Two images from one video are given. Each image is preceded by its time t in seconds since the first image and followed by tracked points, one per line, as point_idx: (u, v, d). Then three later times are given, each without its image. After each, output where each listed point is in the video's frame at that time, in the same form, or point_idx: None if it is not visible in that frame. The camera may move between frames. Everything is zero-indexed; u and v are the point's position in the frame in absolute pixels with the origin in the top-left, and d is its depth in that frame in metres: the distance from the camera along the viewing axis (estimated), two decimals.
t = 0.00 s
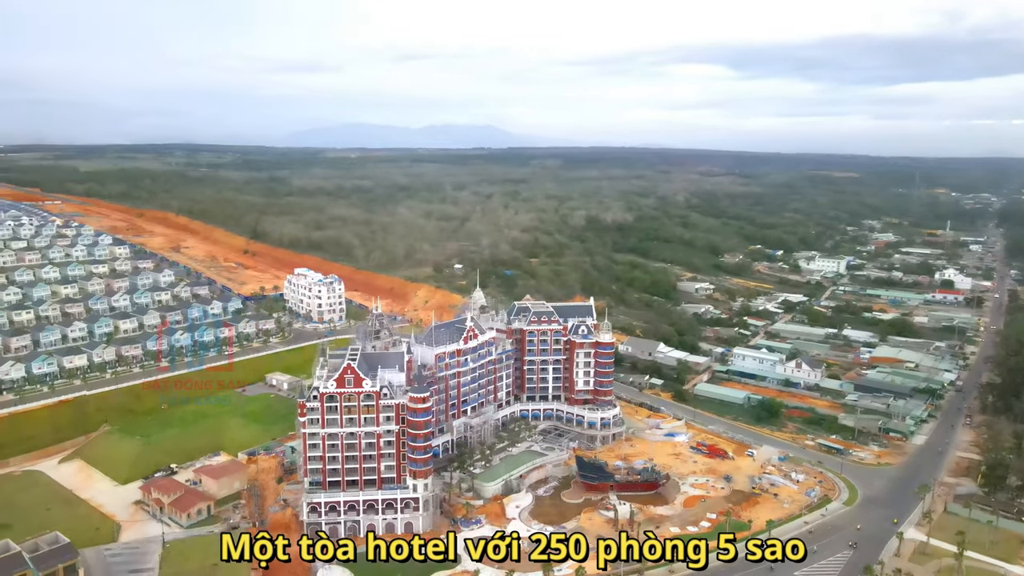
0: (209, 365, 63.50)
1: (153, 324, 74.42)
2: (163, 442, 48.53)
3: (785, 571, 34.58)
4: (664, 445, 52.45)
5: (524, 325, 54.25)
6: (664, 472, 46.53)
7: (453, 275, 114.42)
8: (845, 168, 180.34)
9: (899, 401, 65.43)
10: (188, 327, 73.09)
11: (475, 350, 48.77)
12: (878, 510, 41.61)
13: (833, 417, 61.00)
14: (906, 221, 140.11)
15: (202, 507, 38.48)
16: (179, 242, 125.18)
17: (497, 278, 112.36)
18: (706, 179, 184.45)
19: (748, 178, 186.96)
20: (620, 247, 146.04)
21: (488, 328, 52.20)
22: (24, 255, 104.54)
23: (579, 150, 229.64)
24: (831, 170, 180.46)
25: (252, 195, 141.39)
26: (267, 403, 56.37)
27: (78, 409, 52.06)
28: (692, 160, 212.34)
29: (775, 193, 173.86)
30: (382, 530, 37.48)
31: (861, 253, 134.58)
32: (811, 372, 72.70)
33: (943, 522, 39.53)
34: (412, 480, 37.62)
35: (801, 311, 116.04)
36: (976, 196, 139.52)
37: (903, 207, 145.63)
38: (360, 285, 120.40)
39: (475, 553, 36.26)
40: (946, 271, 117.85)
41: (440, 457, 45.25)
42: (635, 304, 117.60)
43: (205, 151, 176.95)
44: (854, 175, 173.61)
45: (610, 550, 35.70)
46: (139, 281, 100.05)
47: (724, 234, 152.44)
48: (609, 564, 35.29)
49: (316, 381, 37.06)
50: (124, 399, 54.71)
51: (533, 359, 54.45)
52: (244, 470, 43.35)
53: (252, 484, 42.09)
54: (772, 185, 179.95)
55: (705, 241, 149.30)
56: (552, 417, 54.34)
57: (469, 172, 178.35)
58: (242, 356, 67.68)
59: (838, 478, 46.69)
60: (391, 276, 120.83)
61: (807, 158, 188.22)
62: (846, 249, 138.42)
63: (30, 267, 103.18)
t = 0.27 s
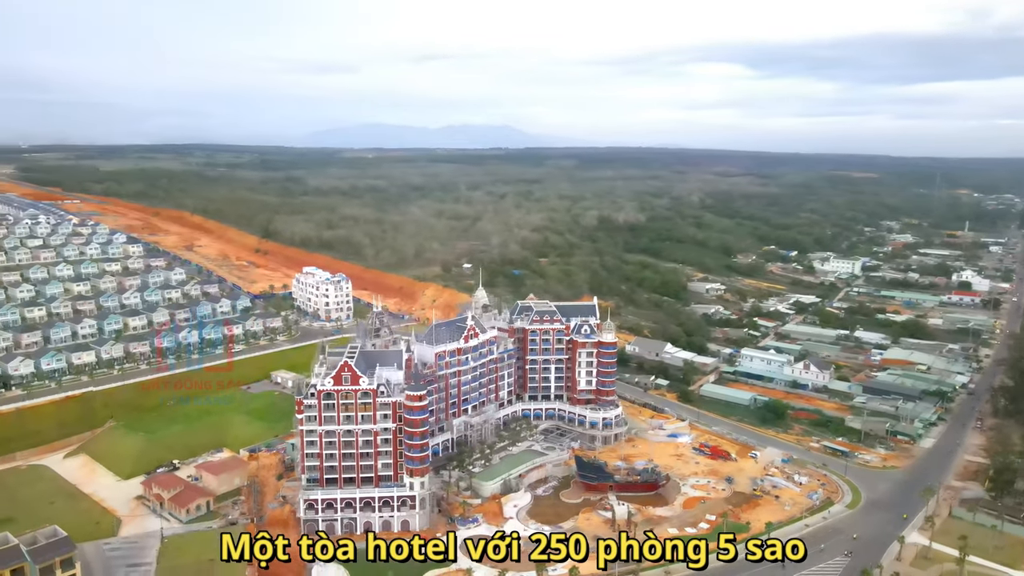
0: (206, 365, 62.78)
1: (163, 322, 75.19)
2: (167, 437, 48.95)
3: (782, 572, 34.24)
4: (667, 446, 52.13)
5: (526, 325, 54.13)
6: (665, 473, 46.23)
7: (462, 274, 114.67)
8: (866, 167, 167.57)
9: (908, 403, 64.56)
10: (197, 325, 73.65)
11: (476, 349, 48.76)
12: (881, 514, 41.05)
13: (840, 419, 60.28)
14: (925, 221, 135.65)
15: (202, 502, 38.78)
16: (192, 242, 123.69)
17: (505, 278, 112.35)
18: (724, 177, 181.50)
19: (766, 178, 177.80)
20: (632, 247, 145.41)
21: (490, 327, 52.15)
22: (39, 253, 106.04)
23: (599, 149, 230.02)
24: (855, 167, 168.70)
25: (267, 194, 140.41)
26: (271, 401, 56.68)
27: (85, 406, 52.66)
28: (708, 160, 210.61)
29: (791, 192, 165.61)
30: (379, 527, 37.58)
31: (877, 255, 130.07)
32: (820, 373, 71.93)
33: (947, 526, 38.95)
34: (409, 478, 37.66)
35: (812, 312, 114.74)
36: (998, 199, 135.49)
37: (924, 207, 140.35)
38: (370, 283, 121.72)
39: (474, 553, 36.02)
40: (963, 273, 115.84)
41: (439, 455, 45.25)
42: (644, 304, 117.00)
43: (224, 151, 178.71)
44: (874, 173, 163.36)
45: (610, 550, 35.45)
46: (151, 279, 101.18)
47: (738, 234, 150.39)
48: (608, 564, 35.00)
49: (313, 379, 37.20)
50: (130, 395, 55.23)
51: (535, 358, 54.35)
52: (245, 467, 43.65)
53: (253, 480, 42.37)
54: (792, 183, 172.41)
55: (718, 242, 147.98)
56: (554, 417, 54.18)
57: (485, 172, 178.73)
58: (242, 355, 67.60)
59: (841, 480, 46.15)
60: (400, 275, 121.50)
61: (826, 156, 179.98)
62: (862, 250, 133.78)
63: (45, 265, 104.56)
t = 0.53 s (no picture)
0: (205, 365, 62.65)
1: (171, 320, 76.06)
2: (170, 434, 49.35)
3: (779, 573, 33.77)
4: (670, 447, 51.78)
5: (529, 325, 54.02)
6: (666, 474, 45.86)
7: (470, 273, 114.82)
8: (888, 169, 169.08)
9: (917, 406, 63.61)
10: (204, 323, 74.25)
11: (477, 348, 48.76)
12: (884, 518, 40.37)
13: (847, 422, 59.49)
14: (945, 223, 132.72)
15: (202, 498, 39.06)
16: (206, 241, 127.37)
17: (512, 278, 112.48)
18: (740, 178, 178.86)
19: (784, 180, 175.15)
20: (643, 248, 144.73)
21: (492, 326, 52.12)
22: (54, 250, 107.62)
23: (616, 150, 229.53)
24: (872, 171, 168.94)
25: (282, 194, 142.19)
26: (274, 398, 57.02)
27: (92, 401, 53.25)
28: (726, 161, 208.99)
29: (808, 194, 164.87)
30: (375, 525, 37.62)
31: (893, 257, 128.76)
32: (829, 375, 71.02)
33: (951, 531, 38.24)
34: (405, 476, 37.70)
35: (824, 314, 113.38)
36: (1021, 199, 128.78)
37: (944, 208, 137.47)
38: (378, 283, 121.54)
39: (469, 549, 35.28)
40: (981, 275, 111.72)
41: (439, 454, 45.25)
42: (653, 304, 116.34)
43: (243, 151, 180.50)
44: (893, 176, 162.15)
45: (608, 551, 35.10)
46: (162, 278, 102.31)
47: (753, 235, 148.81)
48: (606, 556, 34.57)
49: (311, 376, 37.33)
50: (136, 391, 55.77)
51: (537, 358, 54.20)
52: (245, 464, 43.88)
53: (253, 477, 42.61)
54: (806, 186, 169.95)
55: (732, 242, 146.62)
56: (556, 417, 53.99)
57: (500, 172, 179.15)
58: (244, 354, 67.68)
59: (845, 483, 45.52)
60: (409, 275, 121.82)
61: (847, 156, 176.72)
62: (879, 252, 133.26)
63: (60, 262, 106.01)
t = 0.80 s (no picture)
0: (205, 365, 62.20)
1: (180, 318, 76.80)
2: (173, 430, 49.73)
3: None
4: (672, 448, 51.41)
5: (531, 324, 53.88)
6: (668, 475, 45.51)
7: (479, 274, 114.68)
8: (908, 168, 164.67)
9: (927, 410, 62.64)
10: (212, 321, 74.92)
11: (478, 347, 48.72)
12: (887, 523, 39.75)
13: (854, 425, 58.68)
14: (966, 224, 128.13)
15: (201, 494, 39.32)
16: (218, 241, 128.79)
17: (520, 278, 112.61)
18: (758, 177, 174.88)
19: (801, 180, 171.85)
20: (655, 249, 143.87)
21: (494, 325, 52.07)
22: (69, 250, 109.17)
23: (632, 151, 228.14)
24: (893, 171, 164.33)
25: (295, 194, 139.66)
26: (278, 396, 57.32)
27: (99, 397, 53.84)
28: (743, 163, 207.24)
29: (829, 196, 159.26)
30: (372, 523, 37.67)
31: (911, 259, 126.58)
32: (837, 378, 70.17)
33: (955, 536, 37.64)
34: (402, 474, 37.67)
35: (837, 316, 111.97)
36: None
37: (965, 210, 132.39)
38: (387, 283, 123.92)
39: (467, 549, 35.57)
40: (1000, 278, 109.22)
41: (438, 453, 45.20)
42: (663, 306, 115.51)
43: (261, 153, 182.16)
44: (914, 178, 157.24)
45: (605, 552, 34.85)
46: (174, 276, 103.42)
47: (766, 237, 147.17)
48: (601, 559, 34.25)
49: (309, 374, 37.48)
50: (142, 388, 56.32)
51: (539, 358, 54.04)
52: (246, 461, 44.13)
53: (252, 474, 42.82)
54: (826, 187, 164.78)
55: (745, 245, 145.16)
56: (558, 417, 53.81)
57: (514, 173, 178.94)
58: (243, 355, 67.14)
59: (849, 487, 44.91)
60: (418, 275, 122.02)
61: (869, 157, 173.07)
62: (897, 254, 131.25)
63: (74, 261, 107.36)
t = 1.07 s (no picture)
0: (205, 365, 61.96)
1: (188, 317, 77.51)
2: (177, 427, 49.95)
3: None
4: (674, 449, 51.13)
5: (533, 325, 53.75)
6: (668, 477, 45.20)
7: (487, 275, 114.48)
8: (927, 172, 162.05)
9: (935, 414, 61.74)
10: (220, 321, 75.57)
11: (479, 346, 48.69)
12: (890, 527, 39.17)
13: (861, 428, 57.94)
14: (985, 227, 126.28)
15: (201, 491, 39.49)
16: (230, 242, 130.55)
17: (527, 279, 112.79)
18: (773, 179, 172.62)
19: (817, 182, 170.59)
20: (665, 250, 143.22)
21: (496, 325, 51.99)
22: (83, 249, 110.31)
23: (646, 154, 226.85)
24: (910, 175, 162.15)
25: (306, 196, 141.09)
26: (281, 395, 57.50)
27: (105, 395, 54.37)
28: (760, 165, 205.65)
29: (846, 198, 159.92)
30: (370, 521, 37.64)
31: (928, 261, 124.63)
32: (845, 381, 69.37)
33: (959, 540, 37.13)
34: (400, 473, 37.69)
35: (848, 319, 110.60)
36: None
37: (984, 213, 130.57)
38: (395, 284, 124.35)
39: (459, 548, 35.43)
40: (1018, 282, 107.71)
41: (438, 453, 45.17)
42: (671, 307, 114.89)
43: (278, 155, 183.79)
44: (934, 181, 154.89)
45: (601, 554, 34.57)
46: (184, 276, 104.47)
47: (779, 239, 145.08)
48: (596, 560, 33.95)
49: (307, 372, 37.59)
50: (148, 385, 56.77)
51: (541, 358, 53.84)
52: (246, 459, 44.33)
53: (253, 472, 42.98)
54: (842, 189, 162.70)
55: (757, 246, 143.32)
56: (560, 418, 53.60)
57: (527, 175, 178.87)
58: (243, 354, 67.13)
59: (853, 490, 44.34)
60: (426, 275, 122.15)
61: (887, 161, 171.20)
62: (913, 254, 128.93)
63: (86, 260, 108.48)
